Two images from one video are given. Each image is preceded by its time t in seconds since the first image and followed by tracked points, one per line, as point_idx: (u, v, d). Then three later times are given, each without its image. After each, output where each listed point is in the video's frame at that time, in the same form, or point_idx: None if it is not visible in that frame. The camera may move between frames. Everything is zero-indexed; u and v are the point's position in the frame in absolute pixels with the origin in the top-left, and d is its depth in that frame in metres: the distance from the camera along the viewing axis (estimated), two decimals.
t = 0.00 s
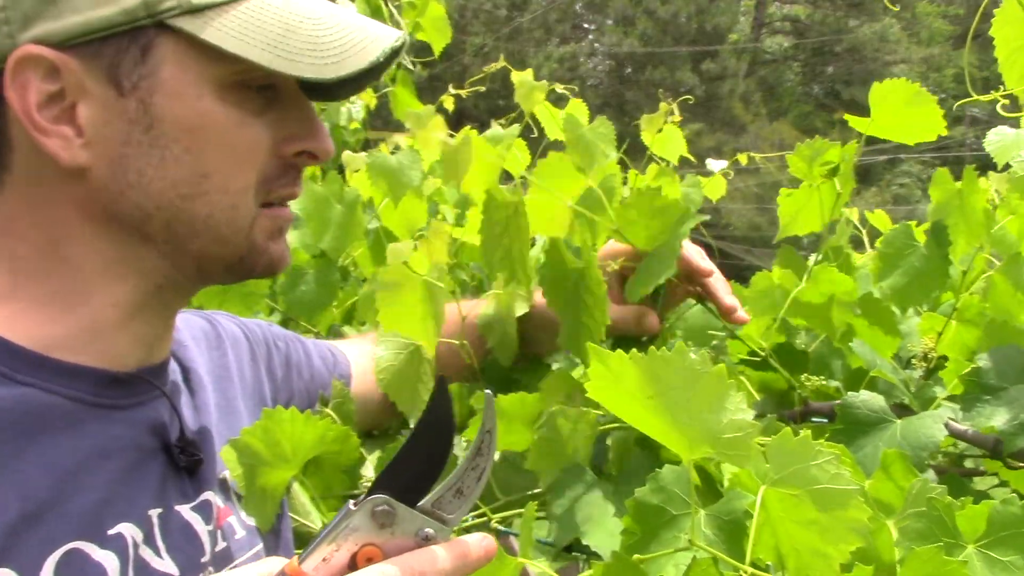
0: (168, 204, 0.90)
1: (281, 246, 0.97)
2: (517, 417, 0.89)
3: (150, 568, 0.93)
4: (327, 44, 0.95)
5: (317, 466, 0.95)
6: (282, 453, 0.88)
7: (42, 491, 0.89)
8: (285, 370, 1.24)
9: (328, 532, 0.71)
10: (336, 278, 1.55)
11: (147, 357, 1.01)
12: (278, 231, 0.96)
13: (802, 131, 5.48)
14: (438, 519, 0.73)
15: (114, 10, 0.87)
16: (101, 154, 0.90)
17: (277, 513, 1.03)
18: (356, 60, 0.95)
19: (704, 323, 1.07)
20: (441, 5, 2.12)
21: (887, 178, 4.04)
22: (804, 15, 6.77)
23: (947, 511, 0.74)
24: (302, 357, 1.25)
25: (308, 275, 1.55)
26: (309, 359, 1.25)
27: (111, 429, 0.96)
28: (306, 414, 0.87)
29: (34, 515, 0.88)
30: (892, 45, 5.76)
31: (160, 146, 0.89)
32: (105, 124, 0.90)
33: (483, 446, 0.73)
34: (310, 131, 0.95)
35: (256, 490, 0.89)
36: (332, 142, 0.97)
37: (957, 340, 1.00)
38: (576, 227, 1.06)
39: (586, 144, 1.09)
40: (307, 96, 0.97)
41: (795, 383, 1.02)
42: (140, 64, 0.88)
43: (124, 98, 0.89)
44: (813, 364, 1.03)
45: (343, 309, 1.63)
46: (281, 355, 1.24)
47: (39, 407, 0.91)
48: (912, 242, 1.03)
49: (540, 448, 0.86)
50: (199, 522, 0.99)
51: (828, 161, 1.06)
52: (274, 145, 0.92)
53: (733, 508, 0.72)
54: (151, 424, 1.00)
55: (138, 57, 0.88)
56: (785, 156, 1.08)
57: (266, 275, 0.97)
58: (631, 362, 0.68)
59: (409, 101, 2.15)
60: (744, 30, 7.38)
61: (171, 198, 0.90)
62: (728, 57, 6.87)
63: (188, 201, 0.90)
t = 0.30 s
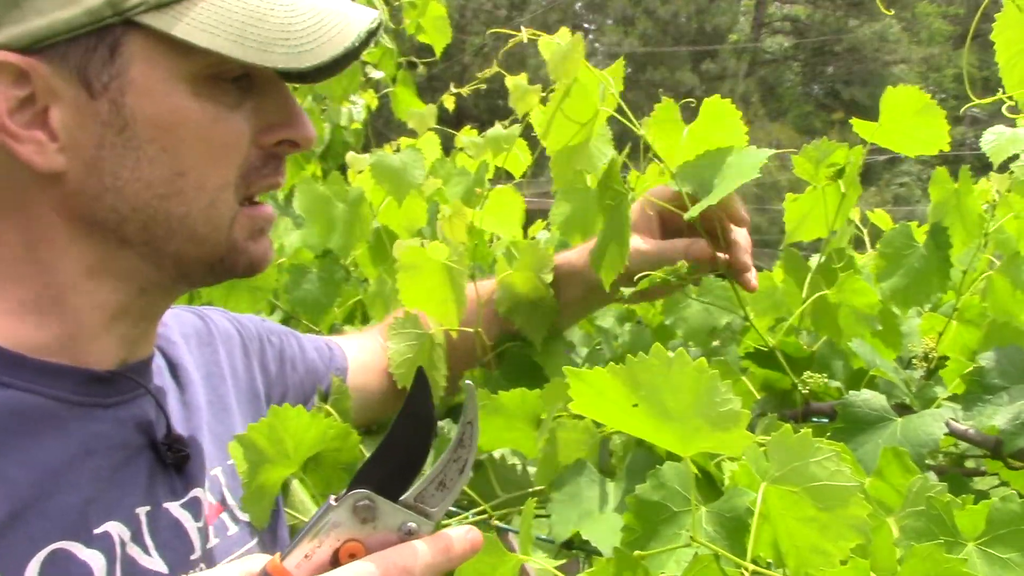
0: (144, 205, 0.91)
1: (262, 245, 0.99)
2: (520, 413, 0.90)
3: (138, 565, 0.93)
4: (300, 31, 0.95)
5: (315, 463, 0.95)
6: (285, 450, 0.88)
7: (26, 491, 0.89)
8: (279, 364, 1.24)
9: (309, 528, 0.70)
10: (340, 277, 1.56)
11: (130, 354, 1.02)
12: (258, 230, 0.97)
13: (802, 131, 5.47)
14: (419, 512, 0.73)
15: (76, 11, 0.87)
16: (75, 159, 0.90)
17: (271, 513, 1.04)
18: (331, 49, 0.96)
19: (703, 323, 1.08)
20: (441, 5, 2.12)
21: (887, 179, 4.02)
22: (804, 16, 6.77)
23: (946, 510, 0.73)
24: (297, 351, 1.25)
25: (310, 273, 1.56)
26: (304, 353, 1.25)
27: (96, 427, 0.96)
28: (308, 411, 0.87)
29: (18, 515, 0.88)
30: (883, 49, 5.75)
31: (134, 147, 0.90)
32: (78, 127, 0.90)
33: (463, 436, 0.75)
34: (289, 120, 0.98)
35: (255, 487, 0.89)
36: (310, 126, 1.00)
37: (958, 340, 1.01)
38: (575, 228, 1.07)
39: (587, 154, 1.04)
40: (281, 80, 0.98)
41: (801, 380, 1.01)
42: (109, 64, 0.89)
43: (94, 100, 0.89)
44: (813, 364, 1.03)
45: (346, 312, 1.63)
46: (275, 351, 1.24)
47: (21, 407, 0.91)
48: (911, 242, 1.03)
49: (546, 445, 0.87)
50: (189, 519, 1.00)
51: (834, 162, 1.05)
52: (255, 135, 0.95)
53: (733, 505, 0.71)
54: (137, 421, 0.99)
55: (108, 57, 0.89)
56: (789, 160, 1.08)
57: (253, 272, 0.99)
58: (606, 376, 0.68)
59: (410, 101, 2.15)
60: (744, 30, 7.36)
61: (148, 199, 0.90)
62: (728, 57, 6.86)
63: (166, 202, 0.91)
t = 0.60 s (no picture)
0: (130, 214, 0.91)
1: (255, 247, 0.99)
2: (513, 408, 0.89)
3: (132, 561, 0.93)
4: (292, 47, 0.94)
5: (312, 462, 0.94)
6: (282, 445, 0.88)
7: (19, 489, 0.89)
8: (272, 356, 1.24)
9: (302, 514, 0.71)
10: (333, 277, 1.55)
11: (120, 351, 1.02)
12: (250, 234, 0.97)
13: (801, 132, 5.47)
14: (412, 495, 0.73)
15: (66, 17, 0.87)
16: (61, 166, 0.91)
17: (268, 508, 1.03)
18: (325, 66, 0.96)
19: (703, 323, 1.06)
20: (440, 4, 2.11)
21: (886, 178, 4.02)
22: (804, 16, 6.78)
23: (941, 509, 0.73)
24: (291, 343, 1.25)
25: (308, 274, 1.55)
26: (298, 344, 1.25)
27: (89, 423, 0.96)
28: (305, 405, 0.87)
29: (11, 513, 0.88)
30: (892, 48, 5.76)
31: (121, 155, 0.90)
32: (64, 134, 0.90)
33: (454, 420, 0.75)
34: (281, 130, 0.97)
35: (251, 480, 0.89)
36: (303, 136, 0.99)
37: (955, 338, 1.01)
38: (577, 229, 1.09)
39: (586, 144, 1.04)
40: (275, 92, 0.97)
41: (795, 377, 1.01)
42: (97, 72, 0.88)
43: (81, 107, 0.89)
44: (813, 361, 1.04)
45: (343, 310, 1.63)
46: (268, 343, 1.24)
47: (14, 405, 0.91)
48: (908, 243, 1.03)
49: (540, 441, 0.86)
50: (184, 513, 1.00)
51: (828, 154, 1.06)
52: (245, 145, 0.94)
53: (727, 503, 0.71)
54: (130, 417, 0.99)
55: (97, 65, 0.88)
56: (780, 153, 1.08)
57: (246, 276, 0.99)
58: (592, 387, 0.67)
59: (408, 100, 2.15)
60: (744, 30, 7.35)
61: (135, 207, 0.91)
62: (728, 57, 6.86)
63: (153, 211, 0.91)
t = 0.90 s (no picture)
0: (150, 209, 0.91)
1: (260, 267, 0.98)
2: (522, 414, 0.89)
3: (138, 559, 0.94)
4: (317, 56, 0.94)
5: (317, 467, 0.93)
6: (289, 450, 0.87)
7: (30, 481, 0.89)
8: (284, 362, 1.24)
9: (305, 525, 0.71)
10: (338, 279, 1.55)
11: (136, 352, 1.01)
12: (255, 255, 0.96)
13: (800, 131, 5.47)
14: (415, 510, 0.73)
15: (100, 15, 0.89)
16: (86, 158, 0.92)
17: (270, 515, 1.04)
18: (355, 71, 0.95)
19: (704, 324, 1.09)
20: (440, 4, 2.12)
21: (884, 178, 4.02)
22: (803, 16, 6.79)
23: (945, 518, 0.73)
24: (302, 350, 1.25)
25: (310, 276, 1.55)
26: (309, 350, 1.25)
27: (102, 422, 0.96)
28: (316, 413, 0.87)
29: (21, 504, 0.88)
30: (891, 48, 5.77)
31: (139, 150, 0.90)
32: (90, 128, 0.91)
33: (460, 435, 0.75)
34: (306, 144, 0.96)
35: (259, 485, 0.86)
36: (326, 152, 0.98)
37: (956, 340, 1.01)
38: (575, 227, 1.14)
39: (581, 146, 1.22)
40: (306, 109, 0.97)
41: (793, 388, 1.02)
42: (127, 70, 0.90)
43: (111, 102, 0.90)
44: (812, 365, 1.03)
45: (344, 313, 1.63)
46: (280, 349, 1.24)
47: (29, 398, 0.91)
48: (909, 244, 1.03)
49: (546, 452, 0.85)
50: (192, 514, 1.00)
51: (827, 160, 1.06)
52: (267, 157, 0.94)
53: (732, 510, 0.71)
54: (143, 417, 1.00)
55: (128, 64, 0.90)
56: (779, 157, 1.08)
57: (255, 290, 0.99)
58: (601, 391, 0.67)
59: (409, 101, 2.15)
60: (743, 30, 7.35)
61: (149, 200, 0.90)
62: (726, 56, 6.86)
63: (169, 208, 0.91)
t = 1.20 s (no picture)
0: (148, 202, 0.91)
1: (269, 263, 0.96)
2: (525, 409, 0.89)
3: (144, 557, 0.92)
4: (313, 57, 0.93)
5: (315, 471, 0.92)
6: (287, 457, 0.88)
7: (39, 472, 0.88)
8: (291, 375, 1.24)
9: (313, 519, 0.71)
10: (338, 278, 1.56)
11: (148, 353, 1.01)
12: (262, 248, 0.94)
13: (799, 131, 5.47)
14: (424, 504, 0.73)
15: (108, 11, 0.89)
16: (90, 152, 0.92)
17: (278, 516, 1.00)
18: (358, 68, 0.94)
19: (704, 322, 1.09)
20: (441, 4, 2.12)
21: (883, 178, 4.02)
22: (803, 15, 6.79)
23: (944, 517, 0.73)
24: (308, 362, 1.26)
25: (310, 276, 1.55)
26: (315, 363, 1.25)
27: (112, 420, 0.95)
28: (314, 420, 0.88)
29: (28, 497, 0.87)
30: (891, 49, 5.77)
31: (150, 144, 0.90)
32: (94, 123, 0.91)
33: (469, 432, 0.74)
34: (309, 150, 0.94)
35: (260, 492, 0.88)
36: (329, 157, 0.97)
37: (957, 340, 1.01)
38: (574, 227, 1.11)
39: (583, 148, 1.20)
40: (307, 114, 0.96)
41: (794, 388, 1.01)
42: (128, 65, 0.90)
43: (111, 97, 0.91)
44: (812, 365, 1.02)
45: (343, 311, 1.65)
46: (286, 360, 1.25)
47: (40, 394, 0.90)
48: (913, 242, 1.03)
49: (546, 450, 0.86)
50: (197, 514, 0.98)
51: (826, 162, 1.06)
52: (271, 160, 0.92)
53: (731, 512, 0.72)
54: (151, 417, 0.99)
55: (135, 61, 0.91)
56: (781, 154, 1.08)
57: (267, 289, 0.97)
58: (597, 395, 0.67)
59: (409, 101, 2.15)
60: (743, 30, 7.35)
61: (156, 193, 0.90)
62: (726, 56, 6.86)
63: (164, 202, 0.90)
